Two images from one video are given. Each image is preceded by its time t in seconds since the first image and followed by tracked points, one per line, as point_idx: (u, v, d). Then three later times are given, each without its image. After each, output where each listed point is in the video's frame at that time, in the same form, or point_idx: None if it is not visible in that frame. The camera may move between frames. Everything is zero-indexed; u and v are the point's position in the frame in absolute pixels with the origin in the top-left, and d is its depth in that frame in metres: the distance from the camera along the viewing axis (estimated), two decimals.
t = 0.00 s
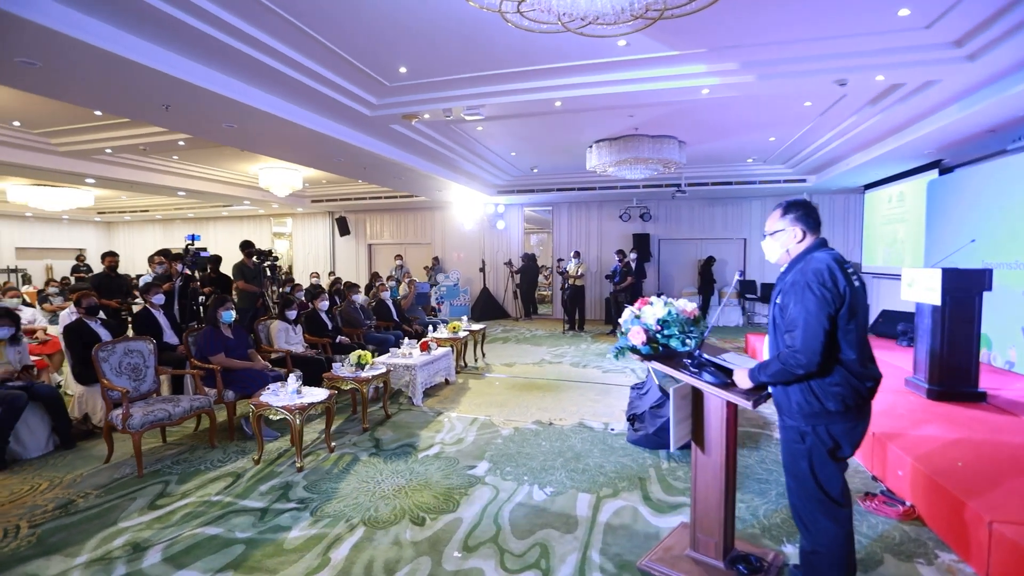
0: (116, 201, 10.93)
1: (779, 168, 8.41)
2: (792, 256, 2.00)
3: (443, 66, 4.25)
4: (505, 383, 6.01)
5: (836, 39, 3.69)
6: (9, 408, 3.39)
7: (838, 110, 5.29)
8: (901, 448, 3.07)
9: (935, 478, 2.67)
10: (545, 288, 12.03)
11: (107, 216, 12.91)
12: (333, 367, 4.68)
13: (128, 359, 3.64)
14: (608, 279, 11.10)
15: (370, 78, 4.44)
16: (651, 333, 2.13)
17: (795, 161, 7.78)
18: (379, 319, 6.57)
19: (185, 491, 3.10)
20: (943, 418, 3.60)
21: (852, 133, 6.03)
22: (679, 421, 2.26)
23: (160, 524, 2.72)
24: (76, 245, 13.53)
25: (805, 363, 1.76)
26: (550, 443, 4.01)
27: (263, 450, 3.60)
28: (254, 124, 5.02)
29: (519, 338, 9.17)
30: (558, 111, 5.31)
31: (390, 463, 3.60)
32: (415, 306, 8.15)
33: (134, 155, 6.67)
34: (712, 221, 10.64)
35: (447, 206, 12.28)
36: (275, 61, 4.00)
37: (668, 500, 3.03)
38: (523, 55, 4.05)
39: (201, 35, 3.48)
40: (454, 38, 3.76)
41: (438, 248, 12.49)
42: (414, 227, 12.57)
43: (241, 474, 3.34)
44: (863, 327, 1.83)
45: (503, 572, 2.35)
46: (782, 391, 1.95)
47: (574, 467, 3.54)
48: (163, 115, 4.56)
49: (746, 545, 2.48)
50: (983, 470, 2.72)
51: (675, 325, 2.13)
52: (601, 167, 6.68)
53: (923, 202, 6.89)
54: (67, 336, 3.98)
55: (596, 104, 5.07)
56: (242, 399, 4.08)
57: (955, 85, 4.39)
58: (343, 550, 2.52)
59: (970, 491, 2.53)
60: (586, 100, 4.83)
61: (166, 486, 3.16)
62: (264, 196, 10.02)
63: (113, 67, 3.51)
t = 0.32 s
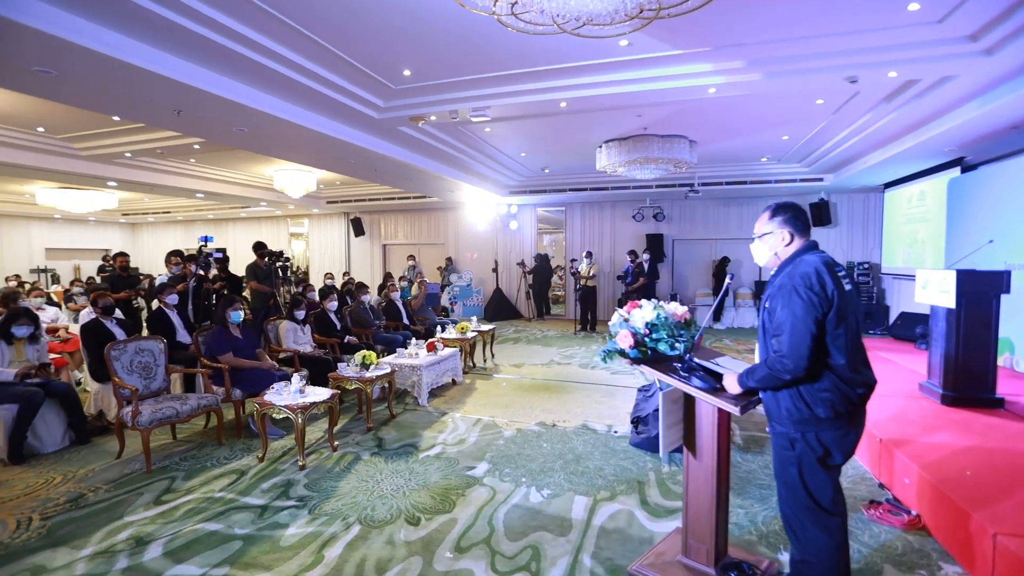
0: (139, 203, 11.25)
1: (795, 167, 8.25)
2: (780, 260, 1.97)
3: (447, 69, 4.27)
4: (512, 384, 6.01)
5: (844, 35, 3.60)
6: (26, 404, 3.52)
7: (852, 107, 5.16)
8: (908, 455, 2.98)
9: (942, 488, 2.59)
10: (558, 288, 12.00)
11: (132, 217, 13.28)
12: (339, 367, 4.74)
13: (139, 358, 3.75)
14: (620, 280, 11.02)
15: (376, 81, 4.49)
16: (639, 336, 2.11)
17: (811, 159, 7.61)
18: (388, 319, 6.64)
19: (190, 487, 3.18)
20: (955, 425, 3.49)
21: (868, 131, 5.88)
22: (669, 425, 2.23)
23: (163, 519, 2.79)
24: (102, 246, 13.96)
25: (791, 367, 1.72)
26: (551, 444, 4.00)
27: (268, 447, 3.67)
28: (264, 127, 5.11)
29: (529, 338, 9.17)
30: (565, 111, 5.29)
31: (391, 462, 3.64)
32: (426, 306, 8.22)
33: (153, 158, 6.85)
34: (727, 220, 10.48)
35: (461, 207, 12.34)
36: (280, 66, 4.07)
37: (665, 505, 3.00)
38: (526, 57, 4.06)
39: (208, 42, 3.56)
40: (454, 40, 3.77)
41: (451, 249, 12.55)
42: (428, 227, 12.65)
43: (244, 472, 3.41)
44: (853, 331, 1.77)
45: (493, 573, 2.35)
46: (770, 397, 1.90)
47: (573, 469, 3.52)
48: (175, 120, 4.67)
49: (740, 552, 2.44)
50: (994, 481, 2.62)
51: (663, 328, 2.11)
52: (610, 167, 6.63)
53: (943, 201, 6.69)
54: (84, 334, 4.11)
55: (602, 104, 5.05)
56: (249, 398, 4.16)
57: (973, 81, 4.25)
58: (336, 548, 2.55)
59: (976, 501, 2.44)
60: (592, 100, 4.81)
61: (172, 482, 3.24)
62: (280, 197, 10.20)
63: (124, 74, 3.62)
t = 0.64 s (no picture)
0: (158, 204, 11.52)
1: (809, 166, 8.10)
2: (769, 260, 1.94)
3: (450, 70, 4.30)
4: (518, 384, 6.02)
5: (851, 32, 3.53)
6: (40, 399, 3.64)
7: (864, 105, 5.06)
8: (912, 461, 2.92)
9: (945, 496, 2.52)
10: (569, 288, 11.97)
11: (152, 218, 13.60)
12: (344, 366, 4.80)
13: (148, 356, 3.85)
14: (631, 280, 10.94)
15: (380, 83, 4.54)
16: (627, 338, 2.10)
17: (825, 158, 7.47)
18: (396, 319, 6.70)
19: (193, 482, 3.25)
20: (966, 431, 3.39)
21: (882, 129, 5.75)
22: (658, 428, 2.21)
23: (165, 513, 2.86)
24: (124, 246, 14.31)
25: (775, 370, 1.69)
26: (552, 445, 3.99)
27: (271, 445, 3.73)
28: (273, 130, 5.18)
29: (538, 338, 9.17)
30: (570, 111, 5.28)
31: (391, 461, 3.67)
32: (435, 306, 8.26)
33: (168, 160, 7.01)
34: (740, 220, 10.34)
35: (472, 207, 12.38)
36: (286, 69, 4.14)
37: (661, 508, 2.97)
38: (528, 58, 4.07)
39: (215, 47, 3.65)
40: (455, 41, 3.79)
41: (463, 249, 12.59)
42: (440, 228, 12.72)
43: (247, 468, 3.47)
44: (839, 334, 1.73)
45: (482, 573, 2.36)
46: (758, 400, 1.87)
47: (572, 470, 3.51)
48: (186, 123, 4.77)
49: (733, 557, 2.41)
50: (1000, 488, 2.55)
51: (652, 330, 2.09)
52: (618, 166, 6.59)
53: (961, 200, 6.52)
54: (98, 332, 4.24)
55: (607, 104, 5.03)
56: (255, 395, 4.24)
57: (989, 77, 4.13)
58: (330, 544, 2.59)
59: (980, 510, 2.37)
60: (597, 100, 4.79)
61: (177, 477, 3.32)
62: (294, 198, 10.35)
63: (135, 79, 3.72)
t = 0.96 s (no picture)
0: (174, 204, 11.73)
1: (821, 165, 7.95)
2: (758, 263, 1.91)
3: (452, 70, 4.29)
4: (522, 384, 6.00)
5: (856, 28, 3.45)
6: (50, 395, 3.73)
7: (875, 103, 4.96)
8: (915, 467, 2.85)
9: (948, 503, 2.46)
10: (579, 288, 11.90)
11: (168, 218, 13.85)
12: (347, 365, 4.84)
13: (154, 354, 3.92)
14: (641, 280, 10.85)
15: (384, 84, 4.56)
16: (616, 338, 2.08)
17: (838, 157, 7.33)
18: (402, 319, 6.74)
19: (195, 479, 3.30)
20: (976, 436, 3.29)
21: (894, 127, 5.62)
22: (649, 431, 2.19)
23: (166, 509, 2.91)
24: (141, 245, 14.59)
25: (761, 374, 1.66)
26: (552, 446, 3.97)
27: (273, 442, 3.77)
28: (279, 131, 5.24)
29: (546, 338, 9.14)
30: (574, 110, 5.25)
31: (390, 460, 3.68)
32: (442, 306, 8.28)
33: (181, 161, 7.13)
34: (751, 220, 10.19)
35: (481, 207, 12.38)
36: (289, 71, 4.18)
37: (657, 511, 2.94)
38: (529, 57, 4.05)
39: (219, 50, 3.71)
40: (454, 42, 3.80)
41: (472, 248, 12.60)
42: (450, 227, 12.76)
43: (248, 465, 3.52)
44: (829, 338, 1.69)
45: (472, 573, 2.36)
46: (746, 404, 1.84)
47: (570, 472, 3.50)
48: (193, 124, 4.84)
49: (726, 561, 2.37)
50: (1006, 496, 2.47)
51: (640, 331, 2.07)
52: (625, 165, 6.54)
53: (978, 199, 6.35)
54: (108, 330, 4.33)
55: (612, 103, 4.99)
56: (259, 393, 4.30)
57: (1004, 73, 4.01)
58: (324, 543, 2.61)
59: (983, 519, 2.31)
60: (601, 99, 4.75)
61: (179, 473, 3.37)
62: (305, 198, 10.46)
63: (142, 82, 3.79)
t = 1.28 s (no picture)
0: (188, 205, 11.93)
1: (834, 164, 7.81)
2: (754, 262, 1.86)
3: (455, 70, 4.30)
4: (526, 385, 5.99)
5: (863, 24, 3.38)
6: (60, 394, 3.81)
7: (887, 100, 4.86)
8: (921, 474, 2.78)
9: (953, 511, 2.40)
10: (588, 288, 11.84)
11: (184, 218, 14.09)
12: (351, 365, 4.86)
13: (160, 353, 3.99)
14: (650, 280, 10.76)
15: (388, 85, 4.59)
16: (607, 341, 2.05)
17: (851, 155, 7.19)
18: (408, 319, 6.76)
19: (197, 476, 3.35)
20: (986, 443, 3.20)
21: (907, 125, 5.50)
22: (640, 435, 2.16)
23: (167, 506, 2.96)
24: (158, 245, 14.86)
25: (748, 379, 1.63)
26: (552, 447, 3.95)
27: (274, 442, 3.81)
28: (286, 133, 5.28)
29: (554, 339, 9.11)
30: (578, 110, 5.22)
31: (390, 460, 3.70)
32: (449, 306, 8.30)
33: (192, 163, 7.24)
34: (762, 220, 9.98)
35: (491, 207, 12.38)
36: (294, 73, 4.22)
37: (655, 515, 2.91)
38: (530, 57, 4.04)
39: (224, 54, 3.76)
40: (456, 43, 3.80)
41: (481, 248, 12.61)
42: (459, 228, 12.78)
43: (250, 464, 3.56)
44: (820, 343, 1.65)
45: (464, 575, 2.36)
46: (737, 408, 1.82)
47: (569, 474, 3.47)
48: (201, 127, 4.91)
49: (721, 568, 2.34)
50: (1014, 506, 2.40)
51: (631, 334, 2.04)
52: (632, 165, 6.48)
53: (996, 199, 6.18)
54: (118, 329, 4.41)
55: (617, 103, 4.95)
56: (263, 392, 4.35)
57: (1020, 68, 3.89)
58: (319, 542, 2.63)
59: (988, 529, 2.24)
60: (605, 99, 4.72)
61: (182, 471, 3.43)
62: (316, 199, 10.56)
63: (149, 86, 3.85)
